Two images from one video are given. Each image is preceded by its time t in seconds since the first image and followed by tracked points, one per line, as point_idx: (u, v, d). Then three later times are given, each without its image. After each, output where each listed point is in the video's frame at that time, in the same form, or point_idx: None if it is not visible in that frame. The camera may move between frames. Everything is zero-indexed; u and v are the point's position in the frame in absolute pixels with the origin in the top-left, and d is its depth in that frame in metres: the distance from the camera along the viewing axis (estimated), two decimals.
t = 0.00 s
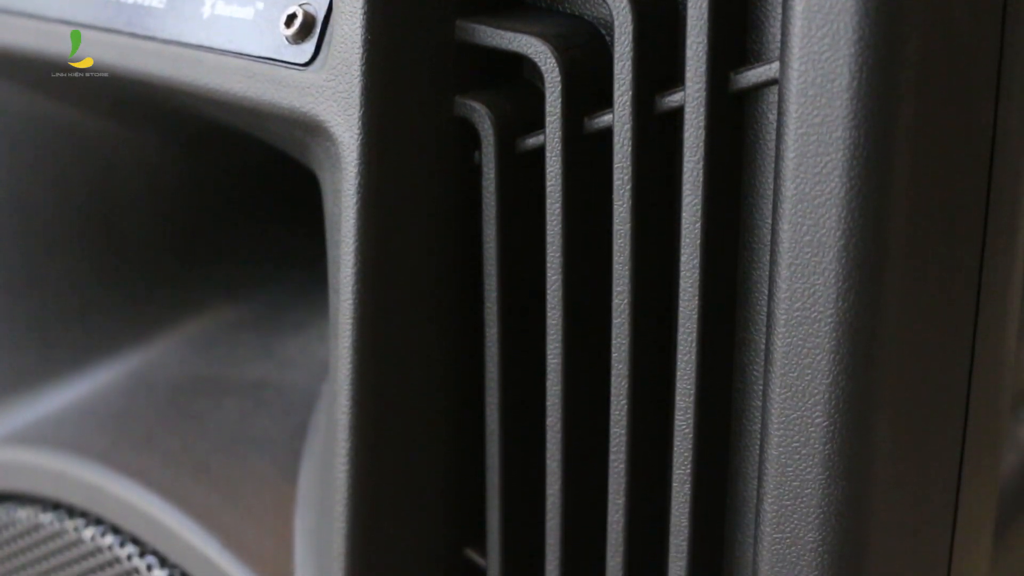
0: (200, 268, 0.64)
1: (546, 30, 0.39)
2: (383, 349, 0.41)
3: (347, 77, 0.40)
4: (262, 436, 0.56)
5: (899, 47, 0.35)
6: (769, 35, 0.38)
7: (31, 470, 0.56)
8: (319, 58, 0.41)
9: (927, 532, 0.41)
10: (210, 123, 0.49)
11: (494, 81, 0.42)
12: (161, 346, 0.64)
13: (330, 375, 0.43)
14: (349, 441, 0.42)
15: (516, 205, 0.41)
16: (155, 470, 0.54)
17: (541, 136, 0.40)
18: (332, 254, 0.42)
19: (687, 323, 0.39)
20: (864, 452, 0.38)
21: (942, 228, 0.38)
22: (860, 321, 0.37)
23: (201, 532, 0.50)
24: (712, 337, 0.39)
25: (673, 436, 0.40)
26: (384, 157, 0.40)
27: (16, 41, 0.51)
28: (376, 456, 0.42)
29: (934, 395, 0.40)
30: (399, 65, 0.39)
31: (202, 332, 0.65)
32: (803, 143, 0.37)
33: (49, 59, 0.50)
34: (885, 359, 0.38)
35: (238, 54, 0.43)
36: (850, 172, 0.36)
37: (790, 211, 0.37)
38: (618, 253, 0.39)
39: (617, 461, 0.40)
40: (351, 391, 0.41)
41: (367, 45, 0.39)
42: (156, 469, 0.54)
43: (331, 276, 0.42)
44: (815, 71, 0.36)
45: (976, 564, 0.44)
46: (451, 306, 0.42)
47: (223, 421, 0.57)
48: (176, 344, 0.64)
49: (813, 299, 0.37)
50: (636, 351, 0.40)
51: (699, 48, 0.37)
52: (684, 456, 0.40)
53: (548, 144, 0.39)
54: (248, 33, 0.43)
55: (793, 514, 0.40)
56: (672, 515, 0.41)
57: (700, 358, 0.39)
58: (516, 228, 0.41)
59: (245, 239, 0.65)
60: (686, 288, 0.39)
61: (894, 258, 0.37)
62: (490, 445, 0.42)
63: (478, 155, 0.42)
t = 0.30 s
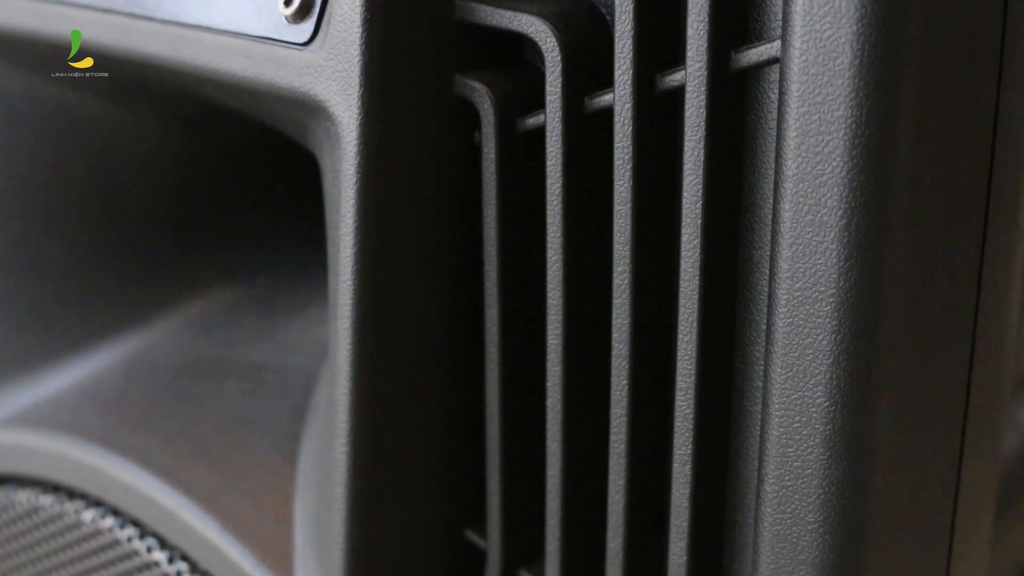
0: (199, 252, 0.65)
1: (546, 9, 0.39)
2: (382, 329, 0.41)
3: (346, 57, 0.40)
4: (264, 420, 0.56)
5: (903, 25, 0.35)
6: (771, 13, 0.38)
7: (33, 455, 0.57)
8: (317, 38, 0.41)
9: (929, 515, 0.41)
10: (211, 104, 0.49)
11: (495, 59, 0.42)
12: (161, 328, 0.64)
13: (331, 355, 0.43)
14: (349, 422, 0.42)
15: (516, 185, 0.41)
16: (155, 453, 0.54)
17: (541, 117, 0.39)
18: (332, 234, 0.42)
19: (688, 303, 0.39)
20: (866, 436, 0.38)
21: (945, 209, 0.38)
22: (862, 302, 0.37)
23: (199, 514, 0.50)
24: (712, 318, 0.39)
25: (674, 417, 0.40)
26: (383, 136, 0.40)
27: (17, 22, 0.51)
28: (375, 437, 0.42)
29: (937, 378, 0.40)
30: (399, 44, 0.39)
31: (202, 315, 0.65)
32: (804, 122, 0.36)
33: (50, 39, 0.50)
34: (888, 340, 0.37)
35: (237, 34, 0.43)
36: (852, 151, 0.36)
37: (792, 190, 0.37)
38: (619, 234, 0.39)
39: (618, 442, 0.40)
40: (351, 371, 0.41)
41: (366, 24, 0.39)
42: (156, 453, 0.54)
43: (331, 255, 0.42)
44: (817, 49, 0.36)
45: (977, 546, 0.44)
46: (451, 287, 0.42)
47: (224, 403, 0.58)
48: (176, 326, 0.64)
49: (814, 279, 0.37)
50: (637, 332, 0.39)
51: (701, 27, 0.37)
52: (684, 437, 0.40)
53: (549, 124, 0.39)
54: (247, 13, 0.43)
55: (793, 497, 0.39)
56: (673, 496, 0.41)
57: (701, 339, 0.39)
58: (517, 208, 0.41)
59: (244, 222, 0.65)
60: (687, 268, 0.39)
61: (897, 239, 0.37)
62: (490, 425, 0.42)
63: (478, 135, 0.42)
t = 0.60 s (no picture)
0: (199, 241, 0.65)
1: None
2: (382, 308, 0.41)
3: (346, 34, 0.39)
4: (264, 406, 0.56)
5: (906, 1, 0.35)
6: None
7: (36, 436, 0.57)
8: (316, 15, 0.40)
9: (932, 494, 0.41)
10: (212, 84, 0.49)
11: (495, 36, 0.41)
12: (161, 308, 0.65)
13: (331, 334, 0.43)
14: (350, 401, 0.42)
15: (517, 164, 0.40)
16: (157, 435, 0.54)
17: (542, 94, 0.39)
18: (332, 212, 0.42)
19: (689, 281, 0.39)
20: (867, 414, 0.38)
21: (949, 184, 0.38)
22: (864, 280, 0.36)
23: (203, 495, 0.50)
24: (713, 296, 0.39)
25: (675, 396, 0.40)
26: (383, 114, 0.39)
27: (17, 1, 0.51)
28: (377, 415, 0.42)
29: (940, 355, 0.39)
30: (398, 20, 0.39)
31: (202, 296, 0.66)
32: (806, 98, 0.36)
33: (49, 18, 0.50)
34: (890, 319, 0.37)
35: (237, 11, 0.43)
36: (853, 125, 0.35)
37: (793, 167, 0.37)
38: (620, 212, 0.39)
39: (619, 420, 0.40)
40: (351, 350, 0.41)
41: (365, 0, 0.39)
42: (157, 435, 0.54)
43: (331, 233, 0.42)
44: (819, 25, 0.35)
45: (979, 525, 0.44)
46: (451, 266, 0.42)
47: (222, 386, 0.58)
48: (176, 306, 0.65)
49: (815, 256, 0.37)
50: (638, 310, 0.39)
51: (702, 3, 0.37)
52: (685, 416, 0.40)
53: (549, 101, 0.39)
54: None
55: (794, 476, 0.39)
56: (674, 475, 0.41)
57: (701, 316, 0.39)
58: (517, 187, 0.41)
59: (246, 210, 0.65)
60: (689, 245, 0.38)
61: (898, 215, 0.36)
62: (491, 404, 0.42)
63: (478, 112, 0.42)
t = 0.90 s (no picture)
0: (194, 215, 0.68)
1: None
2: (381, 286, 0.41)
3: (345, 11, 0.39)
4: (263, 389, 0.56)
5: None
6: None
7: (34, 417, 0.58)
8: None
9: (934, 477, 0.41)
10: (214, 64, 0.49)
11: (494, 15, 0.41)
12: (161, 286, 0.67)
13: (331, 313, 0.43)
14: (349, 380, 0.41)
15: (516, 141, 0.40)
16: (157, 416, 0.54)
17: (542, 71, 0.39)
18: (331, 191, 0.42)
19: (690, 258, 0.38)
20: (869, 393, 0.37)
21: (951, 163, 0.38)
22: (865, 257, 0.36)
23: (199, 472, 0.50)
24: (715, 273, 0.39)
25: (676, 375, 0.40)
26: (382, 91, 0.39)
27: None
28: (376, 394, 0.41)
29: (942, 336, 0.39)
30: None
31: (201, 275, 0.68)
32: (808, 73, 0.36)
33: None
34: (892, 297, 0.37)
35: None
36: (856, 99, 0.35)
37: (795, 143, 0.37)
38: (621, 189, 0.38)
39: (619, 399, 0.40)
40: (350, 328, 0.41)
41: None
42: (157, 417, 0.54)
43: (330, 211, 0.42)
44: None
45: (979, 509, 0.44)
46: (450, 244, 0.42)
47: (219, 364, 0.59)
48: (175, 284, 0.67)
49: (816, 233, 0.36)
50: (638, 288, 0.39)
51: None
52: (686, 394, 0.39)
53: (550, 78, 0.38)
54: None
55: (794, 456, 0.39)
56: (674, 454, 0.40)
57: (702, 294, 0.39)
58: (517, 165, 0.40)
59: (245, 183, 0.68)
60: (691, 222, 0.38)
61: (900, 190, 0.36)
62: (490, 382, 0.42)
63: (477, 90, 0.42)
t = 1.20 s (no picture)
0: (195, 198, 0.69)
1: None
2: (381, 262, 0.40)
3: None
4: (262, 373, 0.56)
5: None
6: None
7: (38, 394, 0.59)
8: None
9: (937, 455, 0.40)
10: (217, 41, 0.50)
11: None
12: (162, 262, 0.69)
13: (330, 289, 0.43)
14: (349, 356, 0.41)
15: (516, 117, 0.40)
16: (159, 396, 0.55)
17: (542, 46, 0.39)
18: (331, 166, 0.42)
19: (692, 233, 0.38)
20: (871, 370, 0.36)
21: (955, 137, 0.37)
22: (867, 232, 0.35)
23: (198, 451, 0.51)
24: (716, 247, 0.39)
25: (678, 350, 0.40)
26: (382, 66, 0.39)
27: None
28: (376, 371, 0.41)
29: (945, 312, 0.39)
30: None
31: (203, 252, 0.69)
32: (810, 48, 0.35)
33: None
34: (894, 273, 0.36)
35: None
36: (859, 71, 0.34)
37: (796, 117, 0.36)
38: (621, 164, 0.38)
39: (620, 375, 0.40)
40: (349, 304, 0.41)
41: None
42: (156, 394, 0.55)
43: (330, 187, 0.42)
44: None
45: (980, 485, 0.43)
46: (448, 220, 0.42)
47: (221, 339, 0.60)
48: (176, 261, 0.69)
49: (818, 207, 0.36)
50: (639, 264, 0.39)
51: None
52: (687, 370, 0.39)
53: (550, 53, 0.38)
54: None
55: (794, 432, 0.38)
56: (675, 431, 0.40)
57: (703, 268, 0.38)
58: (517, 140, 0.40)
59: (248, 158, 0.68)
60: (691, 197, 0.38)
61: (903, 164, 0.35)
62: (490, 358, 0.41)
63: (477, 66, 0.42)
